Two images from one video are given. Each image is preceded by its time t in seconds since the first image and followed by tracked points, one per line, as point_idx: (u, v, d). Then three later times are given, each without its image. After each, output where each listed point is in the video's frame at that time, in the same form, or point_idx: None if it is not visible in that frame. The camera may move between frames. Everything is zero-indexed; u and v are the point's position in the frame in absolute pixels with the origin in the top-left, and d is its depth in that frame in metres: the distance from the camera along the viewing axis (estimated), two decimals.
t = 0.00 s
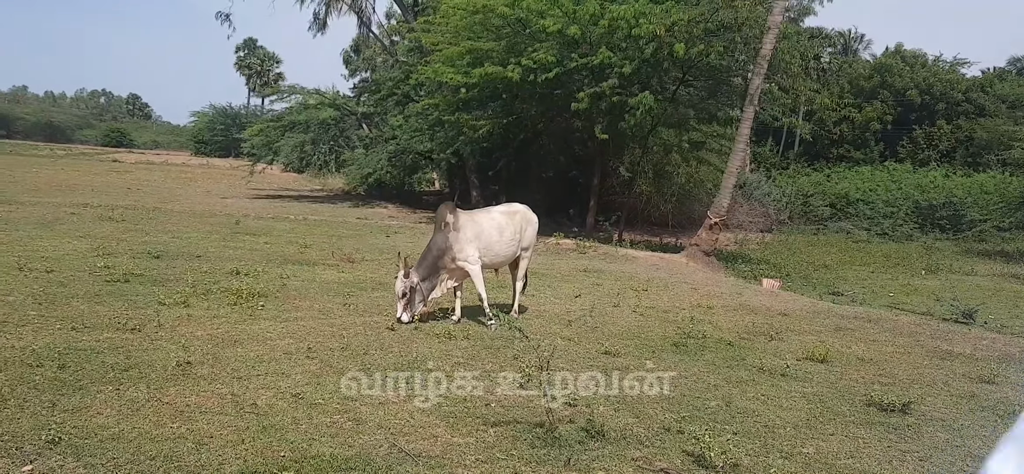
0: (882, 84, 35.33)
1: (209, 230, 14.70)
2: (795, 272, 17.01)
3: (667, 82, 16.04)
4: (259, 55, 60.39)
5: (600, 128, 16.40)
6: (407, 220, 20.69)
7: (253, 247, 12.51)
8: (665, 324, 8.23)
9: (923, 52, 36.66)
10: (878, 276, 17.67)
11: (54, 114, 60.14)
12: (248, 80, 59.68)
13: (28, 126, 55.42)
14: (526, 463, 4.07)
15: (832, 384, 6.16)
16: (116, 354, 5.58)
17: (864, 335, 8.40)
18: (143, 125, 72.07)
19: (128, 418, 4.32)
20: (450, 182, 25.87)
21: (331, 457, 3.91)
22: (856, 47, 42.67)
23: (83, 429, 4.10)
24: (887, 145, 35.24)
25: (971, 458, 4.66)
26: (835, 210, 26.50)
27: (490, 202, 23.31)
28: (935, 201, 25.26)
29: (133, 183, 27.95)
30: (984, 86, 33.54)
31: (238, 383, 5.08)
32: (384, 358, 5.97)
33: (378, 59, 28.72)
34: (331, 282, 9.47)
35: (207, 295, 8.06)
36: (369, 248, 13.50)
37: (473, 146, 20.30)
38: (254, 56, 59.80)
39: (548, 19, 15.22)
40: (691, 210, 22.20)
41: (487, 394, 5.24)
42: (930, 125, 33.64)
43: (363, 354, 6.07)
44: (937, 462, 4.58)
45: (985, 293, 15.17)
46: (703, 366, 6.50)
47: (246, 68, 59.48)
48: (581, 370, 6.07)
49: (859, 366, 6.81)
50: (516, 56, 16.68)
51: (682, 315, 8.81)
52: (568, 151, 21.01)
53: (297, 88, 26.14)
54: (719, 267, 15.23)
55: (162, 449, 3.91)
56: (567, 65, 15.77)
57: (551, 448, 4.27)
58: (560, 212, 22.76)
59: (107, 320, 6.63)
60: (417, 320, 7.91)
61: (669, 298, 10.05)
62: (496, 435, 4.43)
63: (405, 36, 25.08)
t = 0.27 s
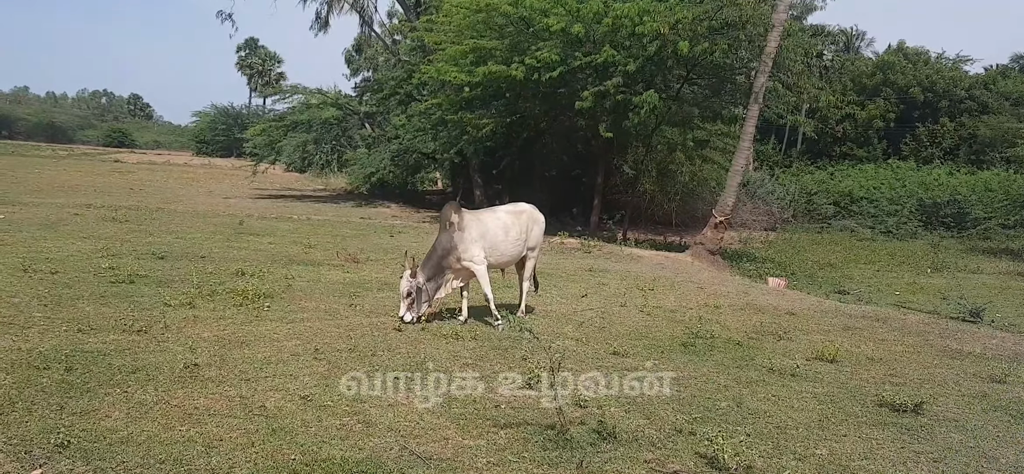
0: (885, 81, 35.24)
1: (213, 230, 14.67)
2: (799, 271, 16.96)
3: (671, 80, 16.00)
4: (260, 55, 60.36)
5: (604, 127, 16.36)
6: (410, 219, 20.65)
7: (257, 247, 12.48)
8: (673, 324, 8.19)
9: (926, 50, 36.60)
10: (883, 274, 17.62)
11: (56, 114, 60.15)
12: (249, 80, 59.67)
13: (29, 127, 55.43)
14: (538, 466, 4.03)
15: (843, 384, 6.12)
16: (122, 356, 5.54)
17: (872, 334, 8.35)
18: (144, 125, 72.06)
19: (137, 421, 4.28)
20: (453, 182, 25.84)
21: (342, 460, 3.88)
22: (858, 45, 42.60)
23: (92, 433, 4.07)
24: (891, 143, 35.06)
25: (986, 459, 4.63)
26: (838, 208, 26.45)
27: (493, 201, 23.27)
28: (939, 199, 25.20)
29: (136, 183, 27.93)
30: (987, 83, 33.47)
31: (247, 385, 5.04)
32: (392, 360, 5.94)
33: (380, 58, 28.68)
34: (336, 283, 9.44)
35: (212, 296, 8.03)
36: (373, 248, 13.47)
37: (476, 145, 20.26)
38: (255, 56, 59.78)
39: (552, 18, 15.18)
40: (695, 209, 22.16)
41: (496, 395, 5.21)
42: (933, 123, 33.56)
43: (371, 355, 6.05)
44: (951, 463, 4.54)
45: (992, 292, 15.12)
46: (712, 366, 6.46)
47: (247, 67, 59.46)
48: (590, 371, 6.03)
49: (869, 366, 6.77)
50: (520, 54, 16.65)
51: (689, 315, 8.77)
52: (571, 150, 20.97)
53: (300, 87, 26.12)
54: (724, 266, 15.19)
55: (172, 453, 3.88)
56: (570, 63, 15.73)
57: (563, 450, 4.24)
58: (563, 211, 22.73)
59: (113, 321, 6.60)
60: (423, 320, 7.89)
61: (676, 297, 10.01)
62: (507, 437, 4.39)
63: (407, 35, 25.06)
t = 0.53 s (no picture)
0: (888, 81, 35.17)
1: (216, 229, 14.63)
2: (804, 271, 16.91)
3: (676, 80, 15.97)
4: (262, 53, 60.30)
5: (609, 126, 16.32)
6: (414, 219, 20.62)
7: (261, 247, 12.44)
8: (681, 324, 8.15)
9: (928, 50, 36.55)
10: (888, 274, 17.56)
11: (57, 113, 60.10)
12: (251, 79, 59.61)
13: (31, 126, 55.39)
14: (552, 468, 3.99)
15: (855, 385, 6.07)
16: (131, 357, 5.51)
17: (882, 335, 8.31)
18: (145, 124, 72.03)
19: (147, 422, 4.24)
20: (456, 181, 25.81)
21: (355, 462, 3.84)
22: (860, 45, 42.53)
23: (102, 435, 4.03)
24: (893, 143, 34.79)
25: (1003, 461, 4.58)
26: (841, 208, 26.40)
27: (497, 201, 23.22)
28: (943, 198, 25.15)
29: (138, 182, 27.89)
30: (989, 83, 33.41)
31: (256, 386, 5.01)
32: (402, 360, 5.91)
33: (383, 58, 28.64)
34: (343, 282, 9.41)
35: (219, 296, 7.99)
36: (378, 248, 13.42)
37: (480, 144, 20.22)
38: (257, 55, 59.72)
39: (557, 17, 15.14)
40: (698, 208, 22.13)
41: (508, 396, 5.17)
42: (936, 123, 33.49)
43: (380, 355, 6.01)
44: (969, 465, 4.49)
45: (997, 292, 15.07)
46: (723, 367, 6.41)
47: (249, 67, 59.39)
48: (601, 372, 5.99)
49: (880, 367, 6.72)
50: (525, 53, 16.61)
51: (697, 315, 8.73)
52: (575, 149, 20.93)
53: (303, 86, 26.09)
54: (729, 266, 15.15)
55: (184, 455, 3.84)
56: (576, 62, 15.70)
57: (577, 452, 4.20)
58: (567, 210, 22.69)
59: (120, 322, 6.56)
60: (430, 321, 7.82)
61: (682, 297, 9.96)
62: (520, 438, 4.36)
63: (410, 34, 25.03)
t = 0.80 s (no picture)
0: (889, 82, 35.11)
1: (218, 230, 14.56)
2: (808, 273, 16.86)
3: (680, 80, 15.95)
4: (261, 53, 60.20)
5: (613, 127, 16.26)
6: (416, 219, 20.56)
7: (264, 247, 12.38)
8: (690, 327, 8.09)
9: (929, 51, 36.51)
10: (892, 276, 17.51)
11: (56, 112, 59.98)
12: (250, 78, 59.50)
13: (30, 124, 55.30)
14: None
15: (868, 389, 6.01)
16: (137, 359, 5.45)
17: (891, 338, 8.26)
18: (144, 123, 71.87)
19: (155, 427, 4.18)
20: (457, 181, 25.75)
21: (368, 469, 3.78)
22: (861, 47, 42.48)
23: (111, 439, 3.97)
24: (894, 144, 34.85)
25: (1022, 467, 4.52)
26: (843, 210, 26.32)
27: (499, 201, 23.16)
28: (944, 200, 25.12)
29: (139, 182, 27.81)
30: (990, 85, 33.36)
31: (265, 389, 4.94)
32: (410, 363, 5.85)
33: (385, 57, 28.57)
34: (348, 284, 9.35)
35: (223, 297, 7.93)
36: (381, 249, 13.36)
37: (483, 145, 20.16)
38: (256, 54, 59.62)
39: (561, 16, 15.10)
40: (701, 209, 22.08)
41: (520, 401, 5.11)
42: (937, 124, 33.43)
43: (388, 358, 5.95)
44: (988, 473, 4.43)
45: (1003, 294, 15.01)
46: (734, 370, 6.35)
47: (248, 66, 59.29)
48: (612, 375, 5.93)
49: (891, 371, 6.66)
50: (528, 53, 16.55)
51: (706, 317, 8.68)
52: (578, 150, 20.88)
53: (304, 86, 26.03)
54: (733, 267, 15.10)
55: (194, 460, 3.78)
56: (580, 62, 15.65)
57: (592, 458, 4.14)
58: (569, 211, 22.66)
59: (124, 323, 6.50)
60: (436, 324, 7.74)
61: (689, 299, 9.90)
62: (534, 444, 4.30)
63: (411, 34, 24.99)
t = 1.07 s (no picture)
0: (868, 83, 35.31)
1: (200, 226, 14.41)
2: (791, 272, 16.94)
3: (665, 79, 15.98)
4: (240, 47, 59.70)
5: (598, 126, 16.25)
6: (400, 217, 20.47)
7: (247, 244, 12.26)
8: (678, 326, 8.10)
9: (908, 52, 36.82)
10: (873, 276, 17.64)
11: (31, 106, 59.22)
12: (229, 73, 59.01)
13: (5, 118, 54.60)
14: None
15: (856, 389, 6.03)
16: (122, 358, 5.36)
17: (876, 337, 8.29)
18: (122, 118, 71.09)
19: (143, 428, 4.11)
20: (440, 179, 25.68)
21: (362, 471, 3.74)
22: (840, 47, 42.75)
23: (97, 441, 3.89)
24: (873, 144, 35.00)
25: (1014, 468, 4.55)
26: (823, 209, 26.20)
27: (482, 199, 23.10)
28: (923, 200, 25.36)
29: (118, 177, 27.50)
30: (968, 86, 33.69)
31: (253, 389, 4.88)
32: (399, 363, 5.81)
33: (367, 54, 28.41)
34: (333, 282, 9.27)
35: (207, 295, 7.83)
36: (365, 246, 13.28)
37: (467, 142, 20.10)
38: (236, 48, 59.14)
39: (547, 14, 15.07)
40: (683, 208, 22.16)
41: (511, 401, 5.08)
42: (915, 125, 33.71)
43: (377, 358, 5.90)
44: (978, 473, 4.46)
45: (982, 294, 15.15)
46: (722, 370, 6.35)
47: (227, 60, 58.80)
48: (602, 375, 5.91)
49: (878, 371, 6.68)
50: (514, 51, 16.51)
51: (693, 317, 8.69)
52: (562, 149, 20.86)
53: (286, 82, 25.85)
54: (717, 266, 15.14)
55: (184, 462, 3.72)
56: (565, 60, 15.63)
57: (587, 460, 4.12)
58: (553, 209, 22.66)
59: (108, 321, 6.40)
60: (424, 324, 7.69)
61: (675, 299, 9.90)
62: (527, 445, 4.27)
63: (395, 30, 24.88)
